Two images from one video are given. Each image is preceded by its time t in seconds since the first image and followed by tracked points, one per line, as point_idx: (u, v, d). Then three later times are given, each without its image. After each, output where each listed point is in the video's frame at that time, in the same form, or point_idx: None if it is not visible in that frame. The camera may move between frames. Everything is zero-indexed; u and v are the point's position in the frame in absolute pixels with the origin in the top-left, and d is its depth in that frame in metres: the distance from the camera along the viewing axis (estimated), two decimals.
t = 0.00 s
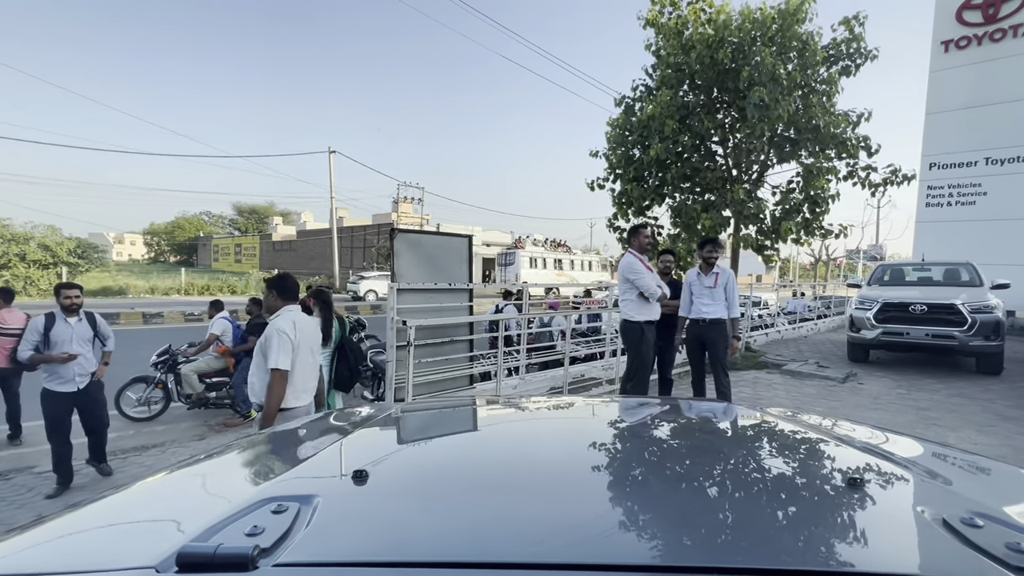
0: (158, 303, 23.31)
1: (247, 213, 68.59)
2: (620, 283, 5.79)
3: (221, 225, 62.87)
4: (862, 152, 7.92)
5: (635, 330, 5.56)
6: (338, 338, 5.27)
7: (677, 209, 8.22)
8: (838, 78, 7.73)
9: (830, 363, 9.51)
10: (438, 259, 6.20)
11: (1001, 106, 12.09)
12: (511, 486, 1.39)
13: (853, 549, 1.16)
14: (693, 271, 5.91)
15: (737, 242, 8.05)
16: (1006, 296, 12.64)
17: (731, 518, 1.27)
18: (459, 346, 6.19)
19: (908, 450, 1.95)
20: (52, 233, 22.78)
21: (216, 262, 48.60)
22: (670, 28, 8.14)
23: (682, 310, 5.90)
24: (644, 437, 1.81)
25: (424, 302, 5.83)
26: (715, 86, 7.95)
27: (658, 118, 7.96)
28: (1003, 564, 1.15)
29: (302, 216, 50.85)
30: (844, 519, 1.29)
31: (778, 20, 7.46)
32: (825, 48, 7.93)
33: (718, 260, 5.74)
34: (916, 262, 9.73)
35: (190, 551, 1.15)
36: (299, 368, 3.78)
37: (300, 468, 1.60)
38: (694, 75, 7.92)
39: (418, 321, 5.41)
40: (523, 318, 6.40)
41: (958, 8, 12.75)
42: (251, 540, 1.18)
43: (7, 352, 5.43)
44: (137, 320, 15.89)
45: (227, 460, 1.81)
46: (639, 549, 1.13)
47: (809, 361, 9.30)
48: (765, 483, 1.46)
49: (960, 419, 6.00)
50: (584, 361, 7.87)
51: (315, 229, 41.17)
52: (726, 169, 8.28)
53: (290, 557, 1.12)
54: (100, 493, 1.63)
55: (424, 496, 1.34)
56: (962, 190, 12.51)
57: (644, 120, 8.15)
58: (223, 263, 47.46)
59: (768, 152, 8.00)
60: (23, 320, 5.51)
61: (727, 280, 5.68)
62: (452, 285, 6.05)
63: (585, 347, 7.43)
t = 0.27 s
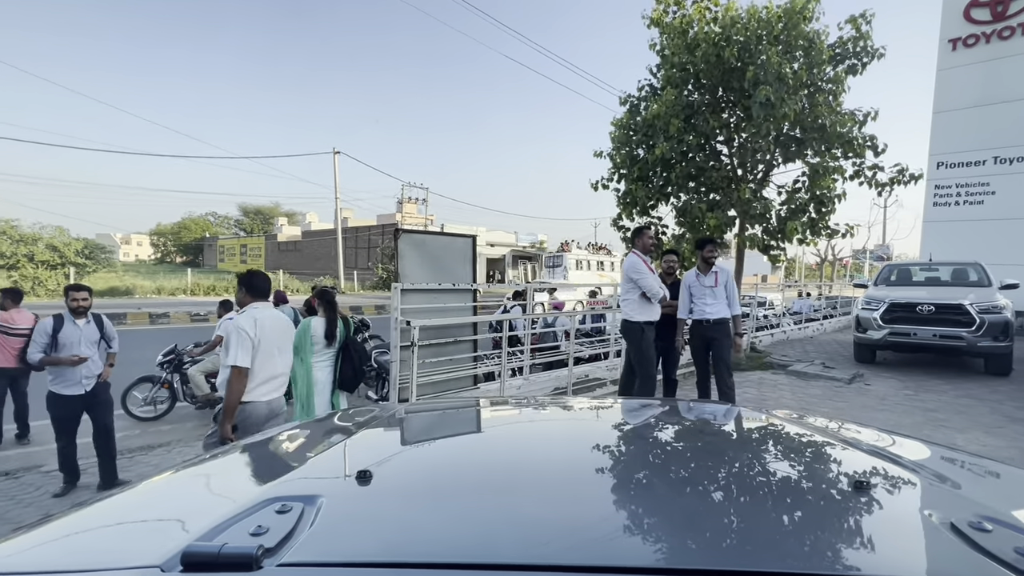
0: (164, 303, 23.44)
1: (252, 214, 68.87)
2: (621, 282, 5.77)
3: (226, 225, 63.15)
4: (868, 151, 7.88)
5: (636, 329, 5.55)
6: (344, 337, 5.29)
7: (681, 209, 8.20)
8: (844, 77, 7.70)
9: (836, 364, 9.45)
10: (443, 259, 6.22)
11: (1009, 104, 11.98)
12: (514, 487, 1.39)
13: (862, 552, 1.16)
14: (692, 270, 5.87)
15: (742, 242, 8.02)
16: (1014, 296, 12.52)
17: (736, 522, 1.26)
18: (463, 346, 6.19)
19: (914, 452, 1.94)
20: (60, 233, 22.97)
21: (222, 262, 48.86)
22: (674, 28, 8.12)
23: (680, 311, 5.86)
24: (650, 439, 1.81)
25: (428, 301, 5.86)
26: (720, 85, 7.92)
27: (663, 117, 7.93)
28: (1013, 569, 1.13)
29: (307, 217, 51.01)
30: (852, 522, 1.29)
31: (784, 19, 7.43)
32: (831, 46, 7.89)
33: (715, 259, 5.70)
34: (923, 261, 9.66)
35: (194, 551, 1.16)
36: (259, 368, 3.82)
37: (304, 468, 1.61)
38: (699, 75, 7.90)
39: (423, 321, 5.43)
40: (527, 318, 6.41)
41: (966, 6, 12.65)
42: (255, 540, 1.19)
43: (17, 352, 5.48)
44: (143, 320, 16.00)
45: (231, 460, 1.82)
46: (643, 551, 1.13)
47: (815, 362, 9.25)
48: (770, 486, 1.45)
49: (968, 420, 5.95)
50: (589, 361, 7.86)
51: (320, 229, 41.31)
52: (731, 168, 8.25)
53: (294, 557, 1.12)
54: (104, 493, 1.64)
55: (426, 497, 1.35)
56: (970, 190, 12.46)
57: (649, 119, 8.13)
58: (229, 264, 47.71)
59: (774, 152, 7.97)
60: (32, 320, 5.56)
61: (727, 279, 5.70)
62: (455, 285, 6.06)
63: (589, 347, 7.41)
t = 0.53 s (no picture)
0: (170, 303, 23.59)
1: (257, 214, 68.53)
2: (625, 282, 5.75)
3: (231, 226, 63.44)
4: (874, 151, 7.84)
5: (639, 329, 5.54)
6: (350, 336, 5.30)
7: (686, 209, 8.18)
8: (850, 77, 7.67)
9: (842, 364, 9.39)
10: (450, 260, 6.24)
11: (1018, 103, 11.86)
12: (517, 488, 1.40)
13: (868, 554, 1.15)
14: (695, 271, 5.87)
15: (746, 242, 7.99)
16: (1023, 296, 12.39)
17: (742, 523, 1.26)
18: (468, 346, 6.20)
19: (921, 454, 1.92)
20: (68, 234, 23.16)
21: (227, 263, 49.13)
22: (678, 28, 8.12)
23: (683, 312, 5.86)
24: (654, 440, 1.81)
25: (434, 301, 5.88)
26: (725, 85, 7.90)
27: (668, 117, 7.92)
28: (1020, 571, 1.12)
29: (312, 218, 51.15)
30: (857, 524, 1.28)
31: (789, 19, 7.45)
32: (837, 46, 7.87)
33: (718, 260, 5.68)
34: (929, 261, 9.59)
35: (197, 550, 1.17)
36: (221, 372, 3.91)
37: (308, 467, 1.62)
38: (704, 74, 7.88)
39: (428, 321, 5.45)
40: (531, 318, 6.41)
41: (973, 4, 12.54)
42: (258, 540, 1.20)
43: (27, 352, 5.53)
44: (151, 321, 16.12)
45: (237, 459, 1.84)
46: (647, 551, 1.13)
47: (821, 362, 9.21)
48: (776, 487, 1.45)
49: (974, 420, 5.90)
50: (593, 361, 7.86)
51: (325, 230, 41.45)
52: (736, 168, 8.22)
53: (297, 556, 1.13)
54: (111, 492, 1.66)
55: (428, 497, 1.35)
56: (977, 189, 12.33)
57: (654, 118, 8.12)
58: (234, 264, 47.96)
59: (779, 152, 7.94)
60: (43, 320, 5.62)
61: (730, 278, 5.70)
62: (461, 285, 6.08)
63: (594, 347, 7.40)
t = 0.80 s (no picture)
0: (177, 304, 23.76)
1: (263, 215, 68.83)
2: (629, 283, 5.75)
3: (237, 227, 63.76)
4: (879, 151, 7.82)
5: (644, 329, 5.53)
6: (358, 335, 5.34)
7: (690, 209, 8.17)
8: (855, 77, 7.63)
9: (847, 364, 9.35)
10: (456, 261, 6.26)
11: None
12: (520, 488, 1.40)
13: (870, 555, 1.15)
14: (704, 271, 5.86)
15: (751, 243, 7.96)
16: None
17: (746, 523, 1.26)
18: (473, 346, 6.21)
19: (926, 456, 1.91)
20: (76, 235, 23.36)
21: (233, 263, 49.39)
22: (683, 29, 8.10)
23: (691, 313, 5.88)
24: (657, 439, 1.81)
25: (441, 301, 5.89)
26: (729, 86, 7.87)
27: (672, 118, 7.90)
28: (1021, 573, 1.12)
29: (316, 218, 51.30)
30: (860, 525, 1.28)
31: (794, 19, 7.41)
32: (842, 46, 7.83)
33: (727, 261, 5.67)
34: (935, 261, 9.54)
35: (196, 550, 1.18)
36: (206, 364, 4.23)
37: (309, 467, 1.63)
38: (709, 75, 7.86)
39: (435, 321, 5.47)
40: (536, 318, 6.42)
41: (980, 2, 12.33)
42: (257, 540, 1.21)
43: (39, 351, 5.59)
44: (158, 321, 16.24)
45: (240, 458, 1.85)
46: (651, 551, 1.14)
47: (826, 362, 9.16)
48: (779, 487, 1.45)
49: (980, 420, 5.87)
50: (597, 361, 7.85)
51: (329, 230, 41.60)
52: (740, 169, 8.20)
53: (296, 557, 1.14)
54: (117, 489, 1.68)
55: (428, 497, 1.36)
56: (984, 188, 12.05)
57: (658, 119, 8.11)
58: (240, 265, 48.21)
59: (783, 152, 7.90)
60: (55, 319, 5.68)
61: (738, 279, 5.69)
62: (467, 285, 6.09)
63: (598, 347, 7.40)
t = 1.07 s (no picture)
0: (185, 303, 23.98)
1: (268, 216, 69.17)
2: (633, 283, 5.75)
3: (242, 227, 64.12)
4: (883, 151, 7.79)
5: (649, 328, 5.52)
6: (367, 336, 5.38)
7: (694, 210, 8.16)
8: (859, 77, 7.60)
9: (852, 364, 9.30)
10: (463, 262, 6.28)
11: None
12: (522, 487, 1.40)
13: (872, 555, 1.15)
14: (711, 270, 5.86)
15: (755, 243, 7.94)
16: None
17: (750, 523, 1.26)
18: (480, 345, 6.22)
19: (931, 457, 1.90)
20: (85, 236, 23.63)
21: (239, 263, 49.69)
22: (687, 30, 8.10)
23: (700, 312, 5.89)
24: (661, 439, 1.81)
25: (448, 301, 5.90)
26: (733, 86, 7.84)
27: (676, 119, 7.89)
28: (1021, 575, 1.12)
29: (321, 219, 51.51)
30: (864, 526, 1.28)
31: (798, 20, 7.38)
32: (846, 47, 7.80)
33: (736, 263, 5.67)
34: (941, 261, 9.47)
35: (195, 550, 1.19)
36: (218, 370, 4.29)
37: (310, 465, 1.64)
38: (712, 77, 7.84)
39: (443, 321, 5.49)
40: (541, 318, 6.43)
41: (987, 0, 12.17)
42: (255, 540, 1.21)
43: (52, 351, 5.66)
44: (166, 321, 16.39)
45: (242, 456, 1.86)
46: (654, 550, 1.14)
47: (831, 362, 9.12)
48: (783, 487, 1.45)
49: (985, 420, 5.84)
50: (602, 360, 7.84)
51: (334, 231, 41.75)
52: (744, 169, 8.18)
53: (294, 557, 1.15)
54: (123, 486, 1.71)
55: (427, 497, 1.36)
56: (991, 188, 11.92)
57: (662, 120, 8.10)
58: (245, 265, 48.50)
59: (787, 152, 7.88)
60: (69, 319, 5.75)
61: (747, 280, 5.67)
62: (474, 285, 6.10)
63: (603, 347, 7.40)
